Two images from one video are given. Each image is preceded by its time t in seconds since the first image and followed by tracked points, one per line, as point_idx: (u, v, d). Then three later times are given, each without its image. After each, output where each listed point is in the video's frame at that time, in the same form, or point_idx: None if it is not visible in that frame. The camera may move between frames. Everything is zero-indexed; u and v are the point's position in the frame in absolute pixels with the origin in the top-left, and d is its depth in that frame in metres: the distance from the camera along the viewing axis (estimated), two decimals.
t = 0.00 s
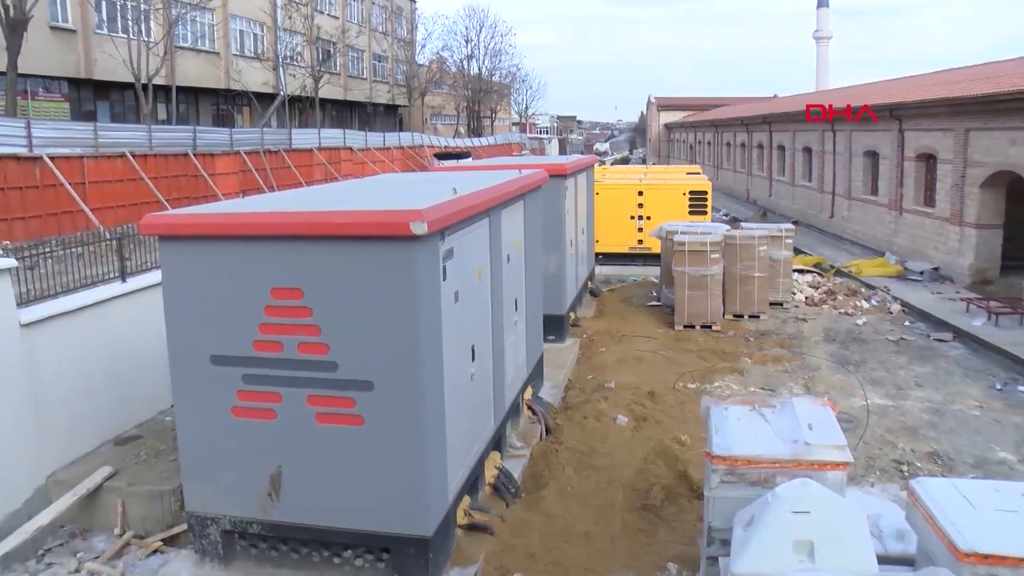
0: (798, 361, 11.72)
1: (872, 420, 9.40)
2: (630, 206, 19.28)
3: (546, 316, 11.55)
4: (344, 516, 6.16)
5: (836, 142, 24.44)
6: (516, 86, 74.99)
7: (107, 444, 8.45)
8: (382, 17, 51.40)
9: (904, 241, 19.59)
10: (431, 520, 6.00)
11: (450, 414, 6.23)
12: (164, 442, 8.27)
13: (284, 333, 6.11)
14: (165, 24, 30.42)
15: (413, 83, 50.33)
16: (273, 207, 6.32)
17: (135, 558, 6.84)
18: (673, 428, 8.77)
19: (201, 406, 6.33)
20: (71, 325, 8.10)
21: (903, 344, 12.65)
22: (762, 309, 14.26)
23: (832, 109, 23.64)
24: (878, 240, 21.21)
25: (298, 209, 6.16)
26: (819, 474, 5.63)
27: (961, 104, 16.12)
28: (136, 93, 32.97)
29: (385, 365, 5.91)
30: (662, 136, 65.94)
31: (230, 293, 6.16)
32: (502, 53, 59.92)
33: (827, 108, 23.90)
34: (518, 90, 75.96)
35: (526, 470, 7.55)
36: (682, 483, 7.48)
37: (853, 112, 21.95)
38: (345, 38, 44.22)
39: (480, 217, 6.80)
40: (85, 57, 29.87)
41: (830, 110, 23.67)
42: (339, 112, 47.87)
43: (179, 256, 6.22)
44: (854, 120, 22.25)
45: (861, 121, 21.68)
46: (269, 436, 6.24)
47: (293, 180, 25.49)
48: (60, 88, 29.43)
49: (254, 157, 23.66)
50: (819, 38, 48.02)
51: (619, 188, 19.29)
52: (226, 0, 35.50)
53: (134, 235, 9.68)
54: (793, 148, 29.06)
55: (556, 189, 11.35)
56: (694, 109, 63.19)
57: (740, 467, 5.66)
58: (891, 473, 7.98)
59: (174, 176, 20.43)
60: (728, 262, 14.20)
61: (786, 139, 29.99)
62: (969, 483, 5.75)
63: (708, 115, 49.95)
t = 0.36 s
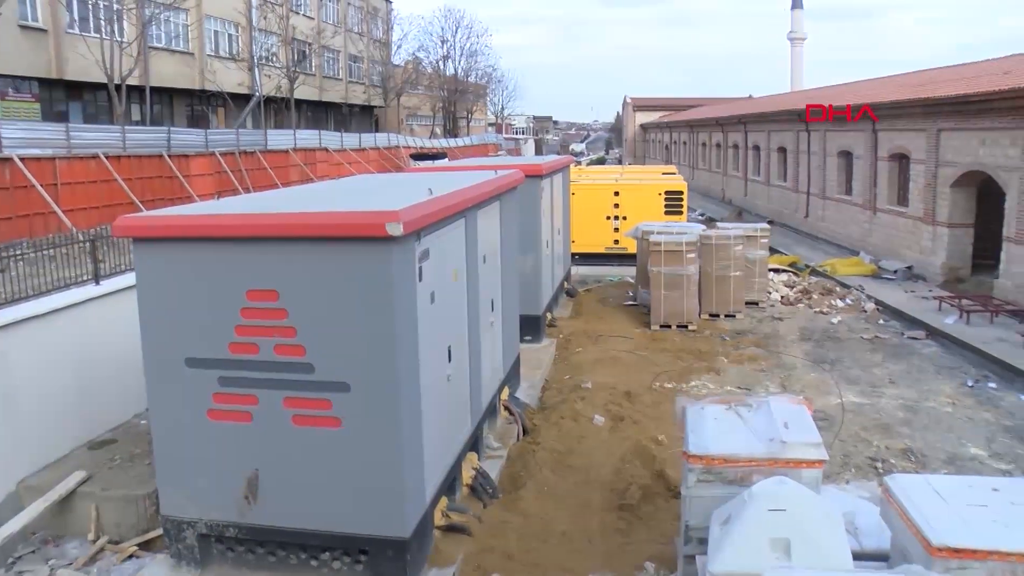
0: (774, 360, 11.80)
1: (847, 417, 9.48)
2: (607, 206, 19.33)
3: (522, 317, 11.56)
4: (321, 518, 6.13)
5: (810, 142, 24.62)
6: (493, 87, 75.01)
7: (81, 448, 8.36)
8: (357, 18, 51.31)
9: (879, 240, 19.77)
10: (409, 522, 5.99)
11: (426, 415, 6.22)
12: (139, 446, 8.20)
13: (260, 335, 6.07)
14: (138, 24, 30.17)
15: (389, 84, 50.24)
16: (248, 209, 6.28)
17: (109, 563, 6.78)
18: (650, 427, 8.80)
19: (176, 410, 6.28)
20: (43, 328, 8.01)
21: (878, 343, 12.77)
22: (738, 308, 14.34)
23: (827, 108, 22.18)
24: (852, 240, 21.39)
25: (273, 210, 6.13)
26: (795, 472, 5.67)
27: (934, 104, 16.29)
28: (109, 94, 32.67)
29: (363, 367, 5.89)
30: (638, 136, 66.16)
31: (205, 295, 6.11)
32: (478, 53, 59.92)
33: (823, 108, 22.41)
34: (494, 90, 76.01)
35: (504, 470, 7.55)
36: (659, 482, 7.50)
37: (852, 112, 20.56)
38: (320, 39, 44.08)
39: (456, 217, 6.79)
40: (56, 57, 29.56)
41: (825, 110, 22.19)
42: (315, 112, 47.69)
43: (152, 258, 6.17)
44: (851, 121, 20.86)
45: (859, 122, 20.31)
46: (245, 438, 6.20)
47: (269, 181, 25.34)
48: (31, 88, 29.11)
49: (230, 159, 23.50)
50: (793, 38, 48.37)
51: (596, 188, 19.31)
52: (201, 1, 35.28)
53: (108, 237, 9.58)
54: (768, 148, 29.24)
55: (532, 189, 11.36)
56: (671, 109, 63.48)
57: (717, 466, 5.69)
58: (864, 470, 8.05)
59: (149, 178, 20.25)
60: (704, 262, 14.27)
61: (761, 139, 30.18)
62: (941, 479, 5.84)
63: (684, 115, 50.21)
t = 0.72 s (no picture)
0: (745, 359, 11.88)
1: (818, 415, 9.55)
2: (579, 206, 19.38)
3: (495, 318, 11.55)
4: (295, 521, 6.09)
5: (781, 142, 24.81)
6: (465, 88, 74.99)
7: (48, 454, 8.24)
8: (328, 20, 51.16)
9: (849, 240, 19.96)
10: (382, 524, 5.98)
11: (399, 417, 6.21)
12: (110, 451, 8.13)
13: (231, 338, 6.02)
14: (106, 24, 29.88)
15: (361, 86, 50.11)
16: (219, 211, 6.23)
17: (78, 571, 6.70)
18: (623, 426, 8.81)
19: (147, 414, 6.21)
20: (8, 333, 7.88)
21: (849, 341, 12.89)
22: (710, 308, 14.42)
23: (823, 106, 20.39)
24: (823, 239, 21.59)
25: (245, 212, 6.09)
26: (768, 470, 5.72)
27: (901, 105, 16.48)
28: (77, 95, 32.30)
29: (335, 368, 5.86)
30: (610, 137, 66.38)
31: (176, 299, 6.05)
32: (450, 54, 59.90)
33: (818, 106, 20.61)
34: (466, 92, 76.04)
35: (477, 472, 7.53)
36: (633, 482, 7.51)
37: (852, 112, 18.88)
38: (291, 40, 43.90)
39: (428, 219, 6.78)
40: (21, 58, 29.15)
41: (821, 107, 20.40)
42: (288, 114, 47.43)
43: (121, 261, 6.10)
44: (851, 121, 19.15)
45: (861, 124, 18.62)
46: (217, 441, 6.14)
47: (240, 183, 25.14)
48: None
49: (200, 161, 23.31)
50: (764, 39, 48.68)
51: (569, 188, 19.35)
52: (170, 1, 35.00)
53: (76, 239, 9.44)
54: (740, 148, 29.45)
55: (503, 191, 11.37)
56: (644, 110, 63.82)
57: (690, 465, 5.72)
58: (837, 467, 8.10)
59: (120, 180, 20.03)
60: (677, 262, 14.34)
61: (732, 139, 30.38)
62: (910, 474, 5.93)
63: (656, 116, 50.45)
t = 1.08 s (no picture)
0: (717, 358, 11.95)
1: (789, 413, 9.61)
2: (550, 207, 19.41)
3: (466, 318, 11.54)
4: (266, 525, 6.04)
5: (751, 142, 24.99)
6: (437, 88, 74.88)
7: (13, 461, 8.11)
8: (298, 20, 50.89)
9: (818, 239, 20.14)
10: (354, 526, 5.95)
11: (371, 418, 6.18)
12: (77, 456, 8.04)
13: (201, 340, 5.96)
14: (71, 24, 29.51)
15: (332, 87, 49.89)
16: (187, 213, 6.17)
17: None
18: (595, 426, 8.82)
19: (115, 418, 6.12)
20: None
21: (819, 339, 13.00)
22: (681, 307, 14.48)
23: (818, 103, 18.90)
24: (792, 238, 21.77)
25: (213, 214, 6.03)
26: (739, 469, 5.76)
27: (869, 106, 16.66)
28: (42, 95, 31.88)
29: (307, 370, 5.83)
30: (581, 138, 66.54)
31: (144, 302, 5.98)
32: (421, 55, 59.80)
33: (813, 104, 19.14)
34: (438, 92, 75.94)
35: (450, 473, 7.50)
36: (605, 481, 7.52)
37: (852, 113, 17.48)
38: (261, 40, 43.66)
39: (399, 220, 6.76)
40: None
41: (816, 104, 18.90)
42: (258, 115, 47.07)
43: (87, 264, 6.01)
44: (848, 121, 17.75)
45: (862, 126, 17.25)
46: (187, 445, 6.07)
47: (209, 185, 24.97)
48: None
49: (168, 162, 23.14)
50: (733, 40, 49.06)
51: (540, 189, 19.37)
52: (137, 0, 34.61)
53: (42, 242, 9.29)
54: (710, 148, 29.63)
55: (474, 192, 11.35)
56: (616, 110, 64.14)
57: (661, 464, 5.74)
58: (807, 464, 8.16)
59: (87, 182, 19.81)
60: (648, 262, 14.40)
61: (703, 139, 30.55)
62: (878, 471, 6.00)
63: (627, 116, 50.70)
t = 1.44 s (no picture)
0: (686, 358, 12.01)
1: (758, 413, 9.68)
2: (518, 208, 19.44)
3: (436, 321, 11.50)
4: (235, 530, 5.99)
5: (719, 143, 25.16)
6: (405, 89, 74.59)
7: None
8: (265, 22, 50.56)
9: (786, 239, 20.32)
10: (325, 530, 5.92)
11: (341, 421, 6.15)
12: (40, 465, 8.01)
13: (168, 345, 5.89)
14: (33, 24, 29.07)
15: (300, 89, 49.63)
16: (154, 216, 6.09)
17: None
18: (566, 427, 8.82)
19: (81, 425, 6.02)
20: None
21: (787, 339, 13.12)
22: (650, 308, 14.55)
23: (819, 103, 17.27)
24: (760, 239, 21.95)
25: (181, 217, 5.96)
26: (709, 468, 5.79)
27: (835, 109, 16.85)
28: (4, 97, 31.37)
29: (276, 374, 5.79)
30: (550, 139, 66.70)
31: (110, 306, 5.89)
32: (390, 57, 59.67)
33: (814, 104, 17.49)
34: (407, 94, 75.83)
35: (420, 476, 7.45)
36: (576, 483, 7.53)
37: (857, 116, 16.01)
38: (228, 42, 43.37)
39: (368, 222, 6.73)
40: None
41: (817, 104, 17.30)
42: (226, 117, 46.65)
43: (50, 268, 5.91)
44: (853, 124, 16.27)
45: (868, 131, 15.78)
46: (154, 451, 5.99)
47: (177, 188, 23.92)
48: None
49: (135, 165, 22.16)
50: (701, 42, 49.41)
51: (508, 190, 19.41)
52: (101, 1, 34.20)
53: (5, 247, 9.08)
54: (678, 150, 29.81)
55: (444, 194, 11.32)
56: (587, 111, 64.37)
57: (631, 465, 5.76)
58: (777, 463, 8.23)
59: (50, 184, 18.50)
60: (616, 263, 14.43)
61: (671, 141, 30.72)
62: (846, 470, 6.07)
63: (596, 118, 50.92)
